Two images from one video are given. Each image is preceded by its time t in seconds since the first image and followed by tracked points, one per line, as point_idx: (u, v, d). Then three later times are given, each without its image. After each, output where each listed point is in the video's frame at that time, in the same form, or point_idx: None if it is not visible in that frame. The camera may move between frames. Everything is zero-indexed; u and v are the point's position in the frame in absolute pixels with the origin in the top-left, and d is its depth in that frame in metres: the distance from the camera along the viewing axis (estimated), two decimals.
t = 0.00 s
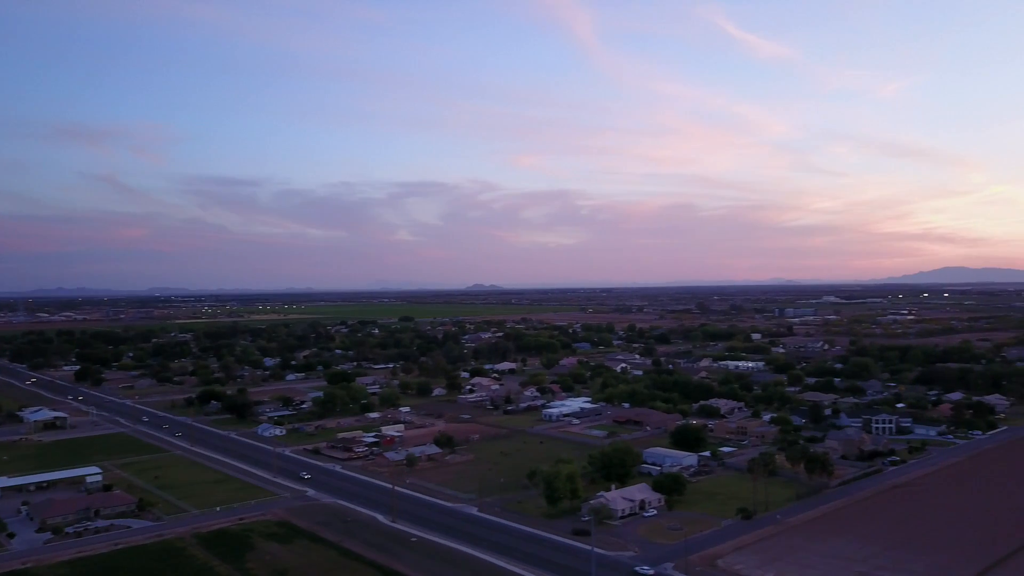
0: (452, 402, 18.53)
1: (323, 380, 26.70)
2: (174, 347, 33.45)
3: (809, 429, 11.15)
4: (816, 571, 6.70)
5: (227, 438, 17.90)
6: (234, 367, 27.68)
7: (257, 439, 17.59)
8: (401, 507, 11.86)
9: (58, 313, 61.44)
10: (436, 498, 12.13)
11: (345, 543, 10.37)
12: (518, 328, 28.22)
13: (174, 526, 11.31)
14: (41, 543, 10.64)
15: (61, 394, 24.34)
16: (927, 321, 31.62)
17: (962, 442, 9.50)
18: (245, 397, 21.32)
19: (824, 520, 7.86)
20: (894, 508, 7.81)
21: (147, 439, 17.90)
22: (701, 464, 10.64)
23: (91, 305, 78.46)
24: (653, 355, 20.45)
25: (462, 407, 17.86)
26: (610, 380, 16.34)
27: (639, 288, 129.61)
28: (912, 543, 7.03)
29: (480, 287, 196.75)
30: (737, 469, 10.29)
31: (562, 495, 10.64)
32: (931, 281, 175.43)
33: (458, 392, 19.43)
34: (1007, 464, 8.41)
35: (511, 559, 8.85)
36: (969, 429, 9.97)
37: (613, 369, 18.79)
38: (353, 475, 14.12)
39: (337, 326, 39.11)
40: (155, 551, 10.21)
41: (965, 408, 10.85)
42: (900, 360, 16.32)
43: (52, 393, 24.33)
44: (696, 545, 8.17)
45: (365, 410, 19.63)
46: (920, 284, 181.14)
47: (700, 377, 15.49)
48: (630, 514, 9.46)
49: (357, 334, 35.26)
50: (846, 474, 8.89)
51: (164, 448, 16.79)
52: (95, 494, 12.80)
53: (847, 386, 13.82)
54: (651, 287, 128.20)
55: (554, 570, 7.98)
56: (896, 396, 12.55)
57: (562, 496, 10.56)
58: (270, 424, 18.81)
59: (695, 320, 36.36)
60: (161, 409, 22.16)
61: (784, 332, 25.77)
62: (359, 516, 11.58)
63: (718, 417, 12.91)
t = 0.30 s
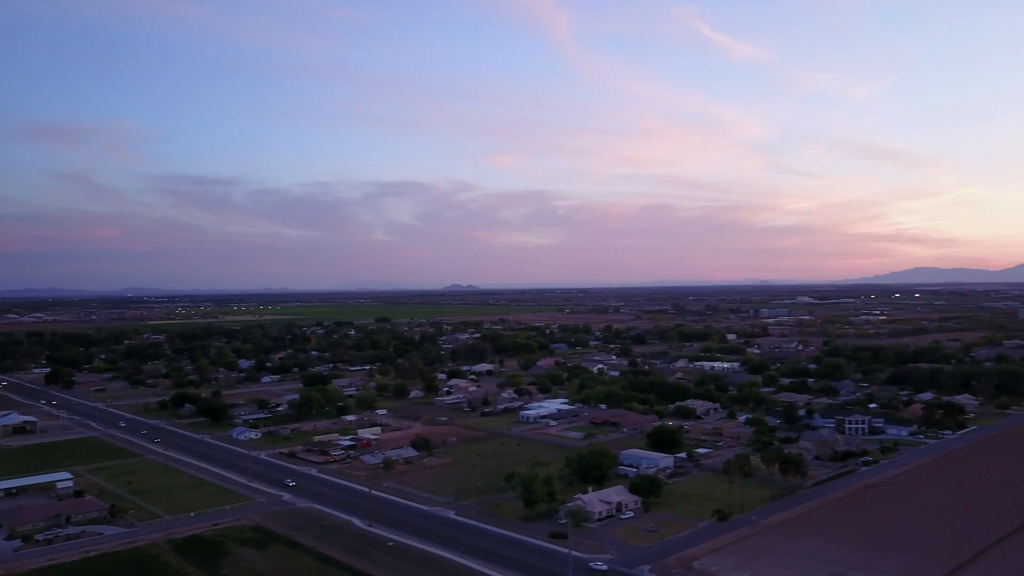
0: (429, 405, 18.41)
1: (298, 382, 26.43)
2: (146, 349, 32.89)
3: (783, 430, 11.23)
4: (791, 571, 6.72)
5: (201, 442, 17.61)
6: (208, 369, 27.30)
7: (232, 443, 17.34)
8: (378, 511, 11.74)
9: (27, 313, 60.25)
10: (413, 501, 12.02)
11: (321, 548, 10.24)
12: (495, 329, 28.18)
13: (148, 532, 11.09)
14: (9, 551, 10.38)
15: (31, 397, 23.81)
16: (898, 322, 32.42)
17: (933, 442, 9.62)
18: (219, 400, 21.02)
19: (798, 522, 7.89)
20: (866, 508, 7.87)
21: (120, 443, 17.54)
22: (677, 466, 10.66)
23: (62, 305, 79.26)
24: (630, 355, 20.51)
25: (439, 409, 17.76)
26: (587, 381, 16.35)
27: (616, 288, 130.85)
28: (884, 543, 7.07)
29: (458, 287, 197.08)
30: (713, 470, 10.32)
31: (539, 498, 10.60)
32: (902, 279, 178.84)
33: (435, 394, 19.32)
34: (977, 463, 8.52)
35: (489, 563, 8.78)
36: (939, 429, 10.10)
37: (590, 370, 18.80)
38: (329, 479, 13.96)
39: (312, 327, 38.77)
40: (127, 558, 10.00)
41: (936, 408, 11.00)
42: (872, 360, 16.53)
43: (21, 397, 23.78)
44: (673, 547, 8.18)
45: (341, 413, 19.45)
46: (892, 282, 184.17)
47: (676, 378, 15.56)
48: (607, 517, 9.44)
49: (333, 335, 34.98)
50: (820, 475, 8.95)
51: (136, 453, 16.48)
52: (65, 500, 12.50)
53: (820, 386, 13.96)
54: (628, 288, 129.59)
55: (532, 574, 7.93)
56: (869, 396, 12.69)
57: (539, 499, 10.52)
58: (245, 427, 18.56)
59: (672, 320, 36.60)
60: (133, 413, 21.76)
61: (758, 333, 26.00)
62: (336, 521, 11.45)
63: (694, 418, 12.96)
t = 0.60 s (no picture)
0: (406, 407, 18.30)
1: (275, 384, 26.15)
2: (120, 351, 32.38)
3: (759, 431, 11.29)
4: (769, 573, 6.74)
5: (176, 446, 17.32)
6: (183, 371, 26.93)
7: (207, 446, 17.10)
8: (356, 515, 11.64)
9: None
10: (390, 505, 11.93)
11: (298, 553, 10.12)
12: (473, 330, 28.11)
13: (121, 539, 10.89)
14: None
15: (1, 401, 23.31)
16: (870, 322, 33.10)
17: (906, 442, 9.73)
18: (195, 403, 20.72)
19: (773, 523, 7.93)
20: (840, 509, 7.93)
21: (93, 448, 17.20)
22: (654, 467, 10.68)
23: (33, 305, 80.15)
24: (608, 356, 20.56)
25: (416, 412, 17.65)
26: (565, 383, 16.35)
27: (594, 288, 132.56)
28: (859, 544, 7.12)
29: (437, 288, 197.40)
30: (689, 472, 10.36)
31: (516, 501, 10.56)
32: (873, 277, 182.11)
33: (413, 396, 19.21)
34: (949, 463, 8.62)
35: (468, 566, 8.72)
36: (912, 429, 10.22)
37: (568, 371, 18.79)
38: (306, 483, 13.81)
39: (289, 328, 38.38)
40: (100, 565, 9.80)
41: (909, 408, 11.13)
42: (846, 360, 16.71)
43: None
44: (650, 549, 8.18)
45: (317, 416, 19.26)
46: (866, 280, 187.10)
47: (653, 379, 15.61)
48: (584, 520, 9.42)
49: (309, 336, 34.69)
50: (795, 476, 9.01)
51: (109, 458, 16.19)
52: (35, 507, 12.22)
53: (795, 387, 14.08)
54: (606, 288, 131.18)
55: None
56: (843, 397, 12.81)
57: (517, 502, 10.47)
58: (220, 430, 18.32)
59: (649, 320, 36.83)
60: (106, 416, 21.38)
61: (734, 333, 26.21)
62: (313, 525, 11.32)
63: (671, 419, 13.02)
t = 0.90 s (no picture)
0: (387, 409, 18.18)
1: (254, 387, 25.87)
2: (96, 353, 31.86)
3: (738, 432, 11.34)
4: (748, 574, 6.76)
5: (153, 450, 17.07)
6: (160, 374, 26.55)
7: (185, 450, 16.87)
8: (336, 519, 11.53)
9: None
10: (371, 509, 11.83)
11: (277, 558, 10.00)
12: (454, 331, 28.02)
13: (97, 545, 10.69)
14: None
15: None
16: (847, 322, 33.55)
17: (882, 442, 9.82)
18: (172, 406, 20.44)
19: (751, 524, 7.96)
20: (818, 510, 7.98)
21: (68, 452, 16.90)
22: (635, 469, 10.69)
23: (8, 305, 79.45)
24: (589, 357, 20.58)
25: (397, 414, 17.53)
26: (546, 384, 16.33)
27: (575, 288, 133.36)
28: (837, 544, 7.16)
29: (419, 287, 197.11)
30: (669, 473, 10.38)
31: (497, 504, 10.51)
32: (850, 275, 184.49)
33: (394, 399, 19.09)
34: (925, 463, 8.71)
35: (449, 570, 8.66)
36: (888, 429, 10.32)
37: (549, 373, 18.78)
38: (285, 487, 13.66)
39: (267, 329, 38.03)
40: (75, 572, 9.61)
41: (885, 408, 11.24)
42: (824, 361, 16.85)
43: None
44: (631, 551, 8.17)
45: (297, 418, 19.08)
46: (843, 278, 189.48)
47: (634, 380, 15.63)
48: (566, 522, 9.40)
49: (289, 337, 34.37)
50: (773, 477, 9.05)
51: (85, 462, 15.92)
52: (8, 513, 11.97)
53: (774, 388, 14.16)
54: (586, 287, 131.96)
55: None
56: (821, 398, 12.91)
57: (498, 505, 10.44)
58: (198, 434, 18.08)
59: (630, 320, 36.95)
60: (82, 420, 21.00)
61: (714, 333, 26.35)
62: (292, 530, 11.19)
63: (652, 420, 13.05)
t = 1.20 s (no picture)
0: (368, 412, 18.06)
1: (235, 389, 25.62)
2: (73, 354, 31.37)
3: (719, 433, 11.39)
4: None
5: (132, 453, 16.82)
6: (139, 376, 26.19)
7: (164, 454, 16.65)
8: (317, 523, 11.42)
9: None
10: (352, 513, 11.73)
11: (258, 564, 9.88)
12: (436, 332, 27.93)
13: (74, 552, 10.50)
14: None
15: None
16: (825, 321, 34.23)
17: (861, 443, 9.90)
18: (151, 409, 20.16)
19: (733, 525, 7.99)
20: (799, 510, 8.02)
21: (45, 456, 16.62)
22: (617, 471, 10.69)
23: None
24: (571, 358, 20.59)
25: (378, 416, 17.42)
26: (528, 386, 16.31)
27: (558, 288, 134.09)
28: (817, 545, 7.20)
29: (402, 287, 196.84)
30: (651, 475, 10.39)
31: (480, 507, 10.46)
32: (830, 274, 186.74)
33: (375, 401, 18.98)
34: (903, 463, 8.80)
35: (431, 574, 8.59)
36: (867, 430, 10.41)
37: (531, 374, 18.77)
38: (266, 491, 13.52)
39: (248, 331, 37.66)
40: None
41: (863, 409, 11.33)
42: (804, 362, 16.97)
43: None
44: (613, 554, 8.16)
45: (278, 421, 18.90)
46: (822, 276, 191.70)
47: (616, 381, 15.64)
48: (548, 525, 9.37)
49: (270, 338, 34.08)
50: (754, 478, 9.09)
51: (62, 466, 15.66)
52: None
53: (755, 389, 14.23)
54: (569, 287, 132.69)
55: None
56: (801, 398, 13.00)
57: (480, 508, 10.39)
58: (177, 437, 17.84)
59: (612, 320, 37.07)
60: (58, 423, 20.66)
61: (695, 334, 26.48)
62: (273, 535, 11.06)
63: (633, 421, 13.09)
